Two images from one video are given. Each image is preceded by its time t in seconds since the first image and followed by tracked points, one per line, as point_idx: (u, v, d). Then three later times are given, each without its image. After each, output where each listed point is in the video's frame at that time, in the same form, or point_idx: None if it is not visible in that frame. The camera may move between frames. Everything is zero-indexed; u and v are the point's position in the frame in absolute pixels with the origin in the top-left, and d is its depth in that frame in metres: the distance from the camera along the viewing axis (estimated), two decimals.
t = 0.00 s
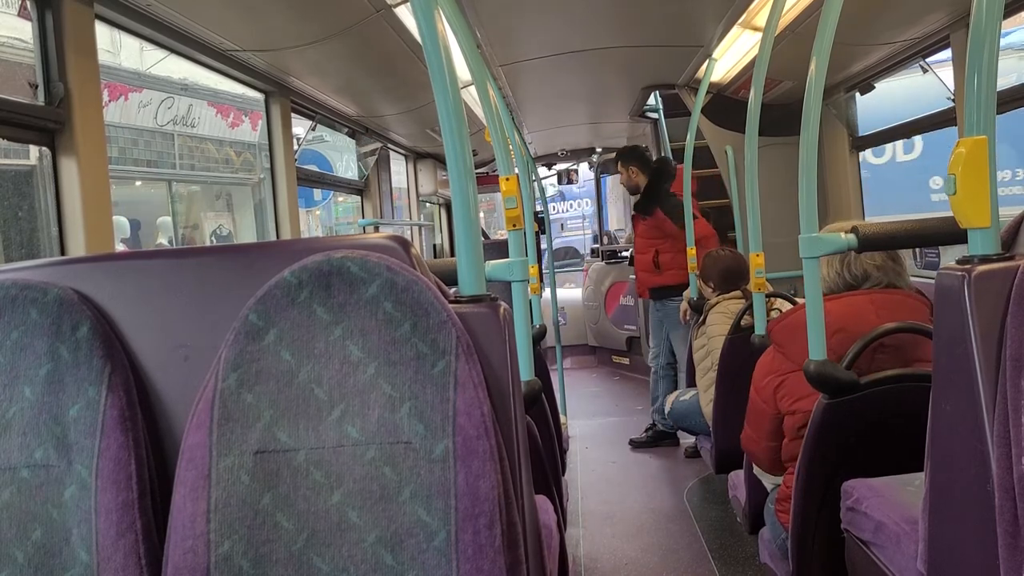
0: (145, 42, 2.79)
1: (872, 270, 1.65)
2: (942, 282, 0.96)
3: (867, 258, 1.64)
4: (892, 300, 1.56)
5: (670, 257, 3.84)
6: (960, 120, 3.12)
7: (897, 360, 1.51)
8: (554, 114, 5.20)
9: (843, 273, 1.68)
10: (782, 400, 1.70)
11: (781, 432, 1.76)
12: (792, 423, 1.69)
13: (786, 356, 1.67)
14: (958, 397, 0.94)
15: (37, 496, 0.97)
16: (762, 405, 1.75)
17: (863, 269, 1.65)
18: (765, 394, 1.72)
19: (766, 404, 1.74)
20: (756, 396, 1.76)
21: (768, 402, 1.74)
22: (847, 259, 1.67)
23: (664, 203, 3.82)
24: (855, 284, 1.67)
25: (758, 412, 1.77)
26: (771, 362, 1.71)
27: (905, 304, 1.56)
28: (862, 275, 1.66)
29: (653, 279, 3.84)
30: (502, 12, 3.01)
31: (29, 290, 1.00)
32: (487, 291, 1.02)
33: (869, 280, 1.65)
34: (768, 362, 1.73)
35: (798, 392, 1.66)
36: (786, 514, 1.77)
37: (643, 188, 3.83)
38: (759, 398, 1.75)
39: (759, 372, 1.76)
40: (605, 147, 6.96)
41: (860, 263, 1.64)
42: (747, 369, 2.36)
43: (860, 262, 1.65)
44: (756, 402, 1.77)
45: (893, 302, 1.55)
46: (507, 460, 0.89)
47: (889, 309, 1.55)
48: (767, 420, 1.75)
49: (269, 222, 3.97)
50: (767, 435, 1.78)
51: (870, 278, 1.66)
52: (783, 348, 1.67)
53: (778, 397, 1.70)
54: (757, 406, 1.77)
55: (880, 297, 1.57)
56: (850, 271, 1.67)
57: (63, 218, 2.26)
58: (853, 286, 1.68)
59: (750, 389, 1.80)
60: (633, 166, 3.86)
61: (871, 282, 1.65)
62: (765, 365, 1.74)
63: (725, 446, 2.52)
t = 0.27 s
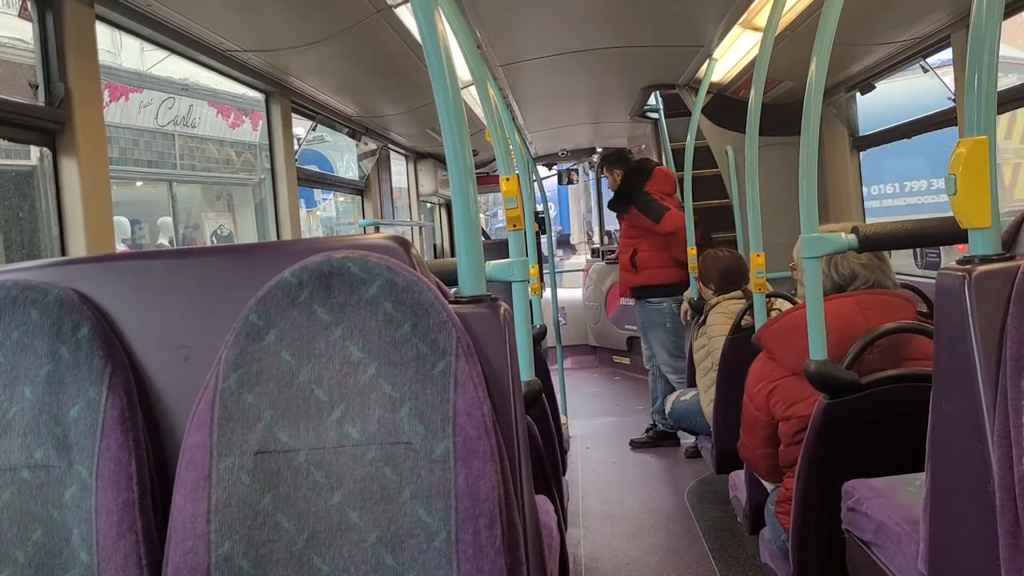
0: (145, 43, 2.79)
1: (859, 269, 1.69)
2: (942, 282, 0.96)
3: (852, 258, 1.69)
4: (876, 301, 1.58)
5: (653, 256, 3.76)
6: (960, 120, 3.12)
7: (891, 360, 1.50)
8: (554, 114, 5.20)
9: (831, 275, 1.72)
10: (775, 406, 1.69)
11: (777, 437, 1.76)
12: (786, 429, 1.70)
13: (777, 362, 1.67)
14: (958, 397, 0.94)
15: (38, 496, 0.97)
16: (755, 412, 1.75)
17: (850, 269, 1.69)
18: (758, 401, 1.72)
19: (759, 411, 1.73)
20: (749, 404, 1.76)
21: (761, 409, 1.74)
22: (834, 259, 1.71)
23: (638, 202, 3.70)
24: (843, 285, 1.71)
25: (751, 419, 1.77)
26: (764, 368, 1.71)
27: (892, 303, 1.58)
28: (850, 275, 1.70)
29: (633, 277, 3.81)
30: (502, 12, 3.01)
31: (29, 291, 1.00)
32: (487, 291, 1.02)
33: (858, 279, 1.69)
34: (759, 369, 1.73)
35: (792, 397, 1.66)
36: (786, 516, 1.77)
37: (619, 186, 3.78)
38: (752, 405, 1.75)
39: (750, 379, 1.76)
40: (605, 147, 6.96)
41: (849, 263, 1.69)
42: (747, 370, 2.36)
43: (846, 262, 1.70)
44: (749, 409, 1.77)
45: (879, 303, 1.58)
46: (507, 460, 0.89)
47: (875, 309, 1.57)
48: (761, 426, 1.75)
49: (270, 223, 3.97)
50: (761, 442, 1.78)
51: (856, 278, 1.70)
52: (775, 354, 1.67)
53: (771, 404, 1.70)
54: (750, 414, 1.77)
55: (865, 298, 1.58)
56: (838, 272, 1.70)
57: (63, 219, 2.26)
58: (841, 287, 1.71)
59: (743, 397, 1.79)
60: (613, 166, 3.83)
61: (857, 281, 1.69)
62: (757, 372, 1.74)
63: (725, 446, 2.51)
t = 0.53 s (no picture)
0: (146, 43, 2.79)
1: (858, 269, 1.69)
2: (942, 282, 0.96)
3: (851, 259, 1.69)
4: (873, 302, 1.58)
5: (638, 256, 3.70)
6: (961, 120, 3.12)
7: (889, 361, 1.51)
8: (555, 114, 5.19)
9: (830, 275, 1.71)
10: (775, 409, 1.70)
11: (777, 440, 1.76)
12: (786, 433, 1.70)
13: (776, 365, 1.67)
14: (958, 397, 0.94)
15: (38, 496, 0.97)
16: (755, 415, 1.75)
17: (849, 269, 1.70)
18: (758, 404, 1.72)
19: (760, 414, 1.74)
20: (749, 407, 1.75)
21: (761, 412, 1.74)
22: (833, 260, 1.71)
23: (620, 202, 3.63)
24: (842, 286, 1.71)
25: (751, 422, 1.77)
26: (762, 371, 1.71)
27: (888, 304, 1.58)
28: (849, 275, 1.70)
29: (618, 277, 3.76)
30: (502, 12, 3.01)
31: (30, 291, 1.00)
32: (487, 291, 1.03)
33: (858, 279, 1.69)
34: (758, 373, 1.74)
35: (791, 401, 1.66)
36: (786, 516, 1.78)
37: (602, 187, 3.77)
38: (752, 409, 1.75)
39: (750, 382, 1.76)
40: (605, 147, 6.96)
41: (847, 263, 1.69)
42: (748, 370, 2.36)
43: (845, 263, 1.70)
44: (749, 413, 1.77)
45: (876, 304, 1.58)
46: (508, 460, 0.89)
47: (873, 310, 1.57)
48: (760, 429, 1.76)
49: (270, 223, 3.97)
50: (761, 445, 1.78)
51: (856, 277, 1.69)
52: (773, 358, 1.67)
53: (771, 407, 1.70)
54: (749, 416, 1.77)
55: (861, 300, 1.58)
56: (837, 273, 1.70)
57: (64, 219, 2.26)
58: (841, 289, 1.71)
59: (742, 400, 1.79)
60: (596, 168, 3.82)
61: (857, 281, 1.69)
62: (755, 375, 1.74)
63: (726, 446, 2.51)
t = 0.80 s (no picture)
0: (146, 44, 2.79)
1: (872, 267, 1.71)
2: (943, 282, 0.96)
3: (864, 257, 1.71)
4: (882, 303, 1.57)
5: (624, 259, 3.52)
6: (961, 120, 3.12)
7: (894, 361, 1.50)
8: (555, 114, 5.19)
9: (844, 272, 1.73)
10: (779, 409, 1.69)
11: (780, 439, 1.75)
12: (789, 433, 1.70)
13: (781, 364, 1.67)
14: (958, 398, 0.94)
15: (38, 496, 0.97)
16: (759, 414, 1.75)
17: (863, 267, 1.72)
18: (762, 403, 1.71)
19: (764, 413, 1.73)
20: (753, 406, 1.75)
21: (765, 411, 1.73)
22: (846, 258, 1.73)
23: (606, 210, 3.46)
24: (856, 283, 1.73)
25: (756, 420, 1.77)
26: (767, 370, 1.71)
27: (897, 305, 1.57)
28: (864, 272, 1.72)
29: (602, 282, 3.59)
30: (502, 12, 3.01)
31: (30, 291, 1.00)
32: (488, 291, 1.03)
33: (871, 276, 1.71)
34: (763, 372, 1.73)
35: (796, 401, 1.66)
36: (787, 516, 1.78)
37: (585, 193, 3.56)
38: (756, 407, 1.74)
39: (755, 380, 1.75)
40: (605, 147, 6.96)
41: (861, 261, 1.71)
42: (748, 369, 2.36)
43: (859, 260, 1.72)
44: (754, 411, 1.76)
45: (884, 305, 1.57)
46: (509, 460, 0.89)
47: (881, 311, 1.57)
48: (764, 428, 1.76)
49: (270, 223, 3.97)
50: (765, 443, 1.78)
51: (870, 275, 1.72)
52: (778, 355, 1.66)
53: (775, 406, 1.70)
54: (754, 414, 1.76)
55: (870, 300, 1.58)
56: (852, 271, 1.72)
57: (64, 219, 2.26)
58: (855, 286, 1.74)
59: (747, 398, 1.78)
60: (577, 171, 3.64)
61: (871, 279, 1.71)
62: (760, 374, 1.73)
63: (726, 446, 2.51)
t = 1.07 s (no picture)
0: (146, 43, 2.79)
1: (882, 266, 1.72)
2: (943, 282, 0.96)
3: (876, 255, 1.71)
4: (889, 302, 1.58)
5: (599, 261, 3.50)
6: (962, 120, 3.12)
7: (898, 360, 1.51)
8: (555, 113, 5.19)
9: (855, 271, 1.73)
10: (784, 406, 1.69)
11: (783, 437, 1.75)
12: (794, 431, 1.70)
13: (786, 362, 1.67)
14: (959, 398, 0.94)
15: (39, 496, 0.97)
16: (762, 411, 1.74)
17: (874, 265, 1.72)
18: (766, 401, 1.71)
19: (768, 411, 1.73)
20: (757, 403, 1.75)
21: (770, 409, 1.73)
22: (857, 257, 1.73)
23: (593, 216, 3.45)
24: (866, 281, 1.73)
25: (760, 418, 1.76)
26: (771, 368, 1.70)
27: (904, 304, 1.58)
28: (875, 270, 1.72)
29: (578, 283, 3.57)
30: (503, 12, 3.01)
31: (30, 291, 1.00)
32: (488, 291, 1.03)
33: (882, 274, 1.72)
34: (767, 369, 1.73)
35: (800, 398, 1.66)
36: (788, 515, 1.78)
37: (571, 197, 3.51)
38: (760, 404, 1.74)
39: (759, 377, 1.75)
40: (606, 147, 6.96)
41: (872, 260, 1.71)
42: (748, 369, 2.36)
43: (870, 258, 1.72)
44: (758, 408, 1.76)
45: (890, 304, 1.58)
46: (509, 460, 0.89)
47: (887, 310, 1.57)
48: (768, 426, 1.75)
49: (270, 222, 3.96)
50: (768, 441, 1.78)
51: (879, 273, 1.72)
52: (783, 352, 1.66)
53: (779, 404, 1.70)
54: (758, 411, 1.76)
55: (876, 299, 1.59)
56: (864, 269, 1.72)
57: (64, 219, 2.26)
58: (867, 284, 1.74)
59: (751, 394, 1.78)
60: (559, 174, 3.54)
61: (881, 277, 1.72)
62: (764, 372, 1.73)
63: (726, 446, 2.51)
